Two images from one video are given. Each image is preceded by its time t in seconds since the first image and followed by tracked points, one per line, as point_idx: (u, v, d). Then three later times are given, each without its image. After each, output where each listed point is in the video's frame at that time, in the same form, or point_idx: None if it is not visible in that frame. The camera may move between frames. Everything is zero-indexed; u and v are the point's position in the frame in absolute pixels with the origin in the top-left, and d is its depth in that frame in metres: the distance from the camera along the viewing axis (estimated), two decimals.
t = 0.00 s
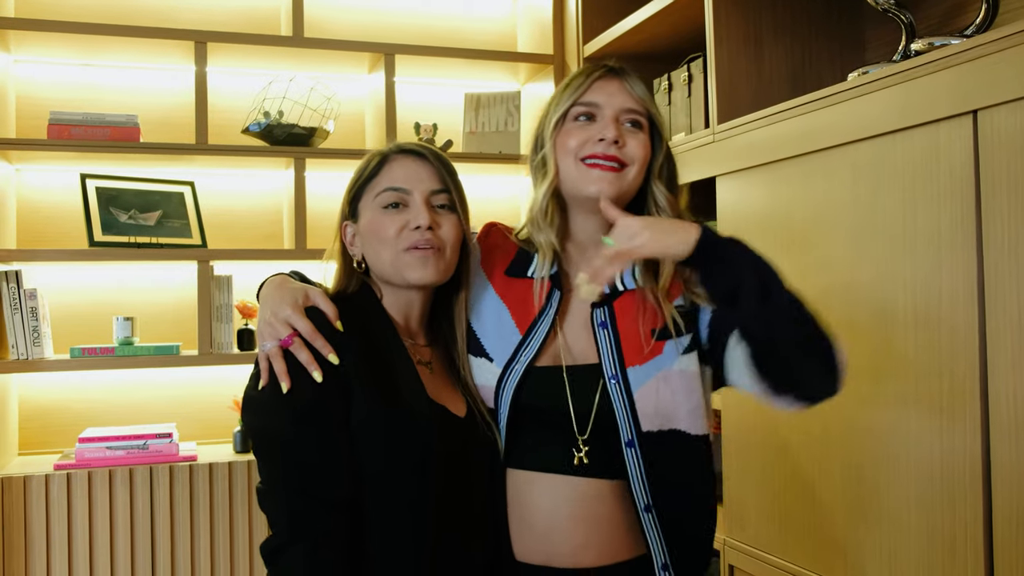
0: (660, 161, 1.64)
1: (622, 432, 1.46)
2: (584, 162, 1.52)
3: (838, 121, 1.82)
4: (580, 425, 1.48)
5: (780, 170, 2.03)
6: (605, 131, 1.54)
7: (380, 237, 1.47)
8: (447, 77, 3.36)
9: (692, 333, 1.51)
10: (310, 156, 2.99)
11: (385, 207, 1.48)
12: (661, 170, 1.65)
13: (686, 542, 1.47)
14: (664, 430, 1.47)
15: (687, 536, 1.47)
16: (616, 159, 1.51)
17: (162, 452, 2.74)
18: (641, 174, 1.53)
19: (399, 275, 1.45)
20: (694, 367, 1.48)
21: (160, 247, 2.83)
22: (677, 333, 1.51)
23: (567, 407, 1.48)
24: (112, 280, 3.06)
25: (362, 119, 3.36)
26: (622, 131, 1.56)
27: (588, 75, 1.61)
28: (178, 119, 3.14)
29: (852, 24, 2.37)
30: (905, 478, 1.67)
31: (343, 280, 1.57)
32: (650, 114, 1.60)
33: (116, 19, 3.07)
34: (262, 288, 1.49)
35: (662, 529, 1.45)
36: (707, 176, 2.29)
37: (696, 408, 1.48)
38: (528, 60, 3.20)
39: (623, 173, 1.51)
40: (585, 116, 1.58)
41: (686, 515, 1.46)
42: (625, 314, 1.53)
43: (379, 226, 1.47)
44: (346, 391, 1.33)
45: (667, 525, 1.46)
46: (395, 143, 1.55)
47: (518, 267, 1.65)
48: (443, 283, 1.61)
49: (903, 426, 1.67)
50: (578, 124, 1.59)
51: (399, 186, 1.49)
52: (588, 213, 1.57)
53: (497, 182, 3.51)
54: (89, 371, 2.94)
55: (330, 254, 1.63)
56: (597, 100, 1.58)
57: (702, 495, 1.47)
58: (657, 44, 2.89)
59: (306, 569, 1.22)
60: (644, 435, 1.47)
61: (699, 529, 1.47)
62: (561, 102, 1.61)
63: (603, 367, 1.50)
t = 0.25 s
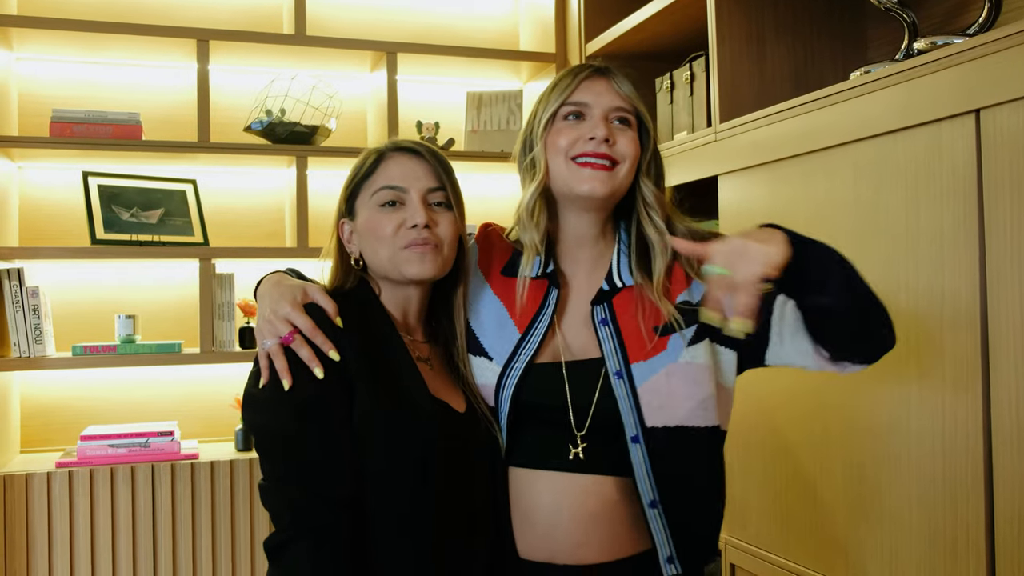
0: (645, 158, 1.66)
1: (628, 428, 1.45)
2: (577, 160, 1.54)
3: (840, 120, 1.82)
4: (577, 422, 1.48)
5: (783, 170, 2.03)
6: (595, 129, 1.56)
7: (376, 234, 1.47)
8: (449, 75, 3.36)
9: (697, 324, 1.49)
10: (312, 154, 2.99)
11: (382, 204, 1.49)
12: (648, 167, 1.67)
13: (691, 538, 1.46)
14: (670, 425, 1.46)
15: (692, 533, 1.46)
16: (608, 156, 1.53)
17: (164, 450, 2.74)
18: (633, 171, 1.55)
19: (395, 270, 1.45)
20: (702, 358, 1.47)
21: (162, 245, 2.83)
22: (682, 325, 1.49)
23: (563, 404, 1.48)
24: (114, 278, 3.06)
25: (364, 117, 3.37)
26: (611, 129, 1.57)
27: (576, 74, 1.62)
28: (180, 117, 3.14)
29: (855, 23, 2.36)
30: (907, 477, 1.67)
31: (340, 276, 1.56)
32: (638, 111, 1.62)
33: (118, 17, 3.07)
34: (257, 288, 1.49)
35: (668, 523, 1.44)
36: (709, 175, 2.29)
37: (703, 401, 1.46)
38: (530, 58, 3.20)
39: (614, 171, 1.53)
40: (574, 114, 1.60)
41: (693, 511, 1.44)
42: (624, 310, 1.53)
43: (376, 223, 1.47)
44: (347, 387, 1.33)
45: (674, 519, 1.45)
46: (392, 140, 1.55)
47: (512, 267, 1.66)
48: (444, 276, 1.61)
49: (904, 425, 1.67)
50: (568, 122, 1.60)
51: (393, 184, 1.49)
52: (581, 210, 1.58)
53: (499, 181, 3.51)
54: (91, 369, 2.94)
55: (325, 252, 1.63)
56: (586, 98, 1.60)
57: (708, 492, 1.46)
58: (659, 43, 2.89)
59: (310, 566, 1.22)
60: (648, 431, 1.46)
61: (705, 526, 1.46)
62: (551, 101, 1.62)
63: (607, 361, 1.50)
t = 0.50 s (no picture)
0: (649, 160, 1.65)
1: (637, 425, 1.46)
2: (586, 168, 1.53)
3: (841, 119, 1.82)
4: (589, 418, 1.48)
5: (784, 169, 2.02)
6: (601, 136, 1.55)
7: (393, 239, 1.47)
8: (450, 76, 3.36)
9: (705, 327, 1.51)
10: (313, 155, 2.99)
11: (397, 210, 1.48)
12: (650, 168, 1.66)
13: (696, 536, 1.47)
14: (679, 424, 1.47)
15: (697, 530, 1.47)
16: (617, 163, 1.53)
17: (166, 451, 2.74)
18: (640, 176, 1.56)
19: (418, 275, 1.46)
20: (708, 359, 1.49)
21: (164, 246, 2.84)
22: (690, 328, 1.50)
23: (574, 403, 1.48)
24: (116, 279, 3.07)
25: (366, 118, 3.37)
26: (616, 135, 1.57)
27: (580, 78, 1.62)
28: (181, 118, 3.15)
29: (855, 23, 2.36)
30: (909, 477, 1.67)
31: (339, 280, 1.55)
32: (639, 116, 1.62)
33: (119, 18, 3.08)
34: (257, 293, 1.48)
35: (671, 521, 1.45)
36: (710, 175, 2.29)
37: (709, 400, 1.48)
38: (531, 59, 3.20)
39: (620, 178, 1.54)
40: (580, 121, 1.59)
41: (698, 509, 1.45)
42: (630, 310, 1.53)
43: (393, 228, 1.47)
44: (347, 392, 1.33)
45: (678, 517, 1.46)
46: (400, 146, 1.56)
47: (515, 271, 1.64)
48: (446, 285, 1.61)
49: (907, 425, 1.67)
50: (573, 128, 1.60)
51: (411, 188, 1.50)
52: (586, 217, 1.58)
53: (500, 181, 3.51)
54: (93, 370, 2.95)
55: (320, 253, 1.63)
56: (591, 104, 1.59)
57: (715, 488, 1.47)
58: (660, 43, 2.88)
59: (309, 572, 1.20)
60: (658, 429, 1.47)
61: (708, 524, 1.47)
62: (555, 107, 1.62)
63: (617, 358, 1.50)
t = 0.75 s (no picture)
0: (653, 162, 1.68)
1: (637, 424, 1.47)
2: (586, 168, 1.54)
3: (842, 120, 1.82)
4: (592, 417, 1.49)
5: (785, 170, 2.02)
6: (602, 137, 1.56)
7: (406, 248, 1.48)
8: (451, 78, 3.36)
9: (710, 331, 1.52)
10: (315, 159, 2.99)
11: (409, 220, 1.49)
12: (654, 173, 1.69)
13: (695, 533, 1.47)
14: (677, 424, 1.48)
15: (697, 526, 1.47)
16: (619, 164, 1.53)
17: (169, 454, 2.75)
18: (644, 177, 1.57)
19: (438, 282, 1.49)
20: (711, 363, 1.50)
21: (166, 250, 2.84)
22: (694, 331, 1.52)
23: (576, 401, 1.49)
24: (119, 282, 3.07)
25: (367, 120, 3.37)
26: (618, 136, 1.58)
27: (583, 81, 1.62)
28: (183, 121, 3.15)
29: (856, 23, 2.36)
30: (911, 478, 1.67)
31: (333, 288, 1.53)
32: (643, 118, 1.63)
33: (121, 22, 3.08)
34: (256, 303, 1.44)
35: (663, 517, 1.45)
36: (711, 176, 2.29)
37: (709, 402, 1.49)
38: (532, 61, 3.20)
39: (618, 179, 1.54)
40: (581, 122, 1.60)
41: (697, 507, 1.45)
42: (634, 311, 1.55)
43: (406, 238, 1.48)
44: (345, 398, 1.34)
45: (674, 518, 1.46)
46: (402, 151, 1.56)
47: (517, 273, 1.65)
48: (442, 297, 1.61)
49: (908, 426, 1.67)
50: (574, 129, 1.60)
51: (422, 198, 1.50)
52: (587, 217, 1.59)
53: (501, 183, 3.51)
54: (95, 373, 2.95)
55: (309, 257, 1.60)
56: (593, 105, 1.60)
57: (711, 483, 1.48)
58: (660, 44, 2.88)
59: None
60: (658, 429, 1.48)
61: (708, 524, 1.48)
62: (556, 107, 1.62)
63: (619, 358, 1.52)
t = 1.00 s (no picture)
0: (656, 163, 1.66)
1: (634, 425, 1.47)
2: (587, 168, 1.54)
3: (842, 120, 1.82)
4: (590, 419, 1.49)
5: (785, 171, 2.02)
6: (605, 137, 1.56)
7: (406, 254, 1.48)
8: (451, 80, 3.36)
9: (709, 335, 1.51)
10: (315, 161, 2.99)
11: (409, 227, 1.50)
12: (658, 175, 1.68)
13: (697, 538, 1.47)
14: (674, 427, 1.48)
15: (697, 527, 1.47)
16: (621, 165, 1.54)
17: (172, 457, 2.75)
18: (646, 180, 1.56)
19: (437, 288, 1.50)
20: (709, 367, 1.50)
21: (167, 253, 2.84)
22: (694, 333, 1.51)
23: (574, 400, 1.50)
24: (120, 286, 3.08)
25: (367, 122, 3.37)
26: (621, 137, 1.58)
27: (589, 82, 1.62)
28: (183, 125, 3.16)
29: (856, 23, 2.36)
30: (911, 475, 1.67)
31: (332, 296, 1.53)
32: (646, 120, 1.63)
33: (121, 26, 3.09)
34: (256, 310, 1.45)
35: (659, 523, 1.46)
36: (711, 177, 2.29)
37: (707, 407, 1.49)
38: (532, 62, 3.20)
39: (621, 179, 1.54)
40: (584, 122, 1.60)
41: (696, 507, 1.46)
42: (634, 312, 1.55)
43: (405, 243, 1.48)
44: (346, 404, 1.34)
45: (671, 520, 1.46)
46: (400, 155, 1.55)
47: (519, 274, 1.66)
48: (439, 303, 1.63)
49: (908, 427, 1.67)
50: (577, 130, 1.60)
51: (423, 205, 1.51)
52: (590, 217, 1.59)
53: (502, 184, 3.51)
54: (97, 377, 2.95)
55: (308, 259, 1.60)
56: (596, 107, 1.60)
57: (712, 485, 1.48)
58: (660, 45, 2.88)
59: None
60: (654, 430, 1.48)
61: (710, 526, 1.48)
62: (561, 107, 1.62)
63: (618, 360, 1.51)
